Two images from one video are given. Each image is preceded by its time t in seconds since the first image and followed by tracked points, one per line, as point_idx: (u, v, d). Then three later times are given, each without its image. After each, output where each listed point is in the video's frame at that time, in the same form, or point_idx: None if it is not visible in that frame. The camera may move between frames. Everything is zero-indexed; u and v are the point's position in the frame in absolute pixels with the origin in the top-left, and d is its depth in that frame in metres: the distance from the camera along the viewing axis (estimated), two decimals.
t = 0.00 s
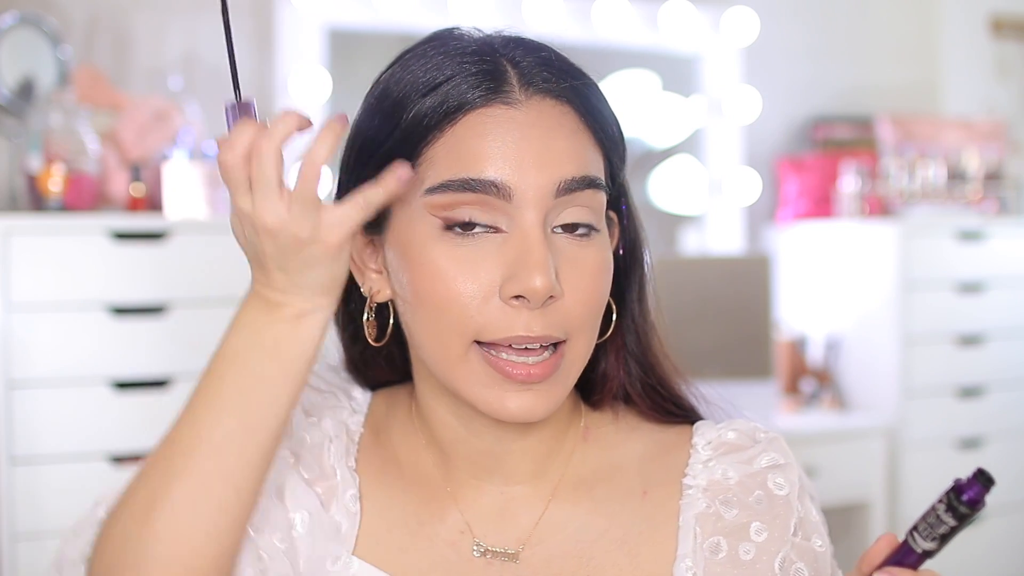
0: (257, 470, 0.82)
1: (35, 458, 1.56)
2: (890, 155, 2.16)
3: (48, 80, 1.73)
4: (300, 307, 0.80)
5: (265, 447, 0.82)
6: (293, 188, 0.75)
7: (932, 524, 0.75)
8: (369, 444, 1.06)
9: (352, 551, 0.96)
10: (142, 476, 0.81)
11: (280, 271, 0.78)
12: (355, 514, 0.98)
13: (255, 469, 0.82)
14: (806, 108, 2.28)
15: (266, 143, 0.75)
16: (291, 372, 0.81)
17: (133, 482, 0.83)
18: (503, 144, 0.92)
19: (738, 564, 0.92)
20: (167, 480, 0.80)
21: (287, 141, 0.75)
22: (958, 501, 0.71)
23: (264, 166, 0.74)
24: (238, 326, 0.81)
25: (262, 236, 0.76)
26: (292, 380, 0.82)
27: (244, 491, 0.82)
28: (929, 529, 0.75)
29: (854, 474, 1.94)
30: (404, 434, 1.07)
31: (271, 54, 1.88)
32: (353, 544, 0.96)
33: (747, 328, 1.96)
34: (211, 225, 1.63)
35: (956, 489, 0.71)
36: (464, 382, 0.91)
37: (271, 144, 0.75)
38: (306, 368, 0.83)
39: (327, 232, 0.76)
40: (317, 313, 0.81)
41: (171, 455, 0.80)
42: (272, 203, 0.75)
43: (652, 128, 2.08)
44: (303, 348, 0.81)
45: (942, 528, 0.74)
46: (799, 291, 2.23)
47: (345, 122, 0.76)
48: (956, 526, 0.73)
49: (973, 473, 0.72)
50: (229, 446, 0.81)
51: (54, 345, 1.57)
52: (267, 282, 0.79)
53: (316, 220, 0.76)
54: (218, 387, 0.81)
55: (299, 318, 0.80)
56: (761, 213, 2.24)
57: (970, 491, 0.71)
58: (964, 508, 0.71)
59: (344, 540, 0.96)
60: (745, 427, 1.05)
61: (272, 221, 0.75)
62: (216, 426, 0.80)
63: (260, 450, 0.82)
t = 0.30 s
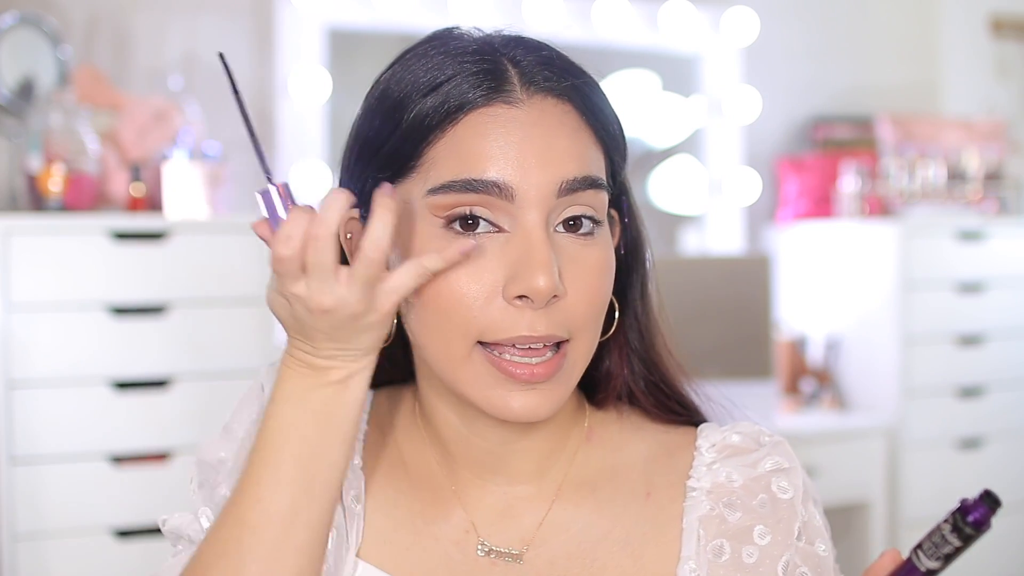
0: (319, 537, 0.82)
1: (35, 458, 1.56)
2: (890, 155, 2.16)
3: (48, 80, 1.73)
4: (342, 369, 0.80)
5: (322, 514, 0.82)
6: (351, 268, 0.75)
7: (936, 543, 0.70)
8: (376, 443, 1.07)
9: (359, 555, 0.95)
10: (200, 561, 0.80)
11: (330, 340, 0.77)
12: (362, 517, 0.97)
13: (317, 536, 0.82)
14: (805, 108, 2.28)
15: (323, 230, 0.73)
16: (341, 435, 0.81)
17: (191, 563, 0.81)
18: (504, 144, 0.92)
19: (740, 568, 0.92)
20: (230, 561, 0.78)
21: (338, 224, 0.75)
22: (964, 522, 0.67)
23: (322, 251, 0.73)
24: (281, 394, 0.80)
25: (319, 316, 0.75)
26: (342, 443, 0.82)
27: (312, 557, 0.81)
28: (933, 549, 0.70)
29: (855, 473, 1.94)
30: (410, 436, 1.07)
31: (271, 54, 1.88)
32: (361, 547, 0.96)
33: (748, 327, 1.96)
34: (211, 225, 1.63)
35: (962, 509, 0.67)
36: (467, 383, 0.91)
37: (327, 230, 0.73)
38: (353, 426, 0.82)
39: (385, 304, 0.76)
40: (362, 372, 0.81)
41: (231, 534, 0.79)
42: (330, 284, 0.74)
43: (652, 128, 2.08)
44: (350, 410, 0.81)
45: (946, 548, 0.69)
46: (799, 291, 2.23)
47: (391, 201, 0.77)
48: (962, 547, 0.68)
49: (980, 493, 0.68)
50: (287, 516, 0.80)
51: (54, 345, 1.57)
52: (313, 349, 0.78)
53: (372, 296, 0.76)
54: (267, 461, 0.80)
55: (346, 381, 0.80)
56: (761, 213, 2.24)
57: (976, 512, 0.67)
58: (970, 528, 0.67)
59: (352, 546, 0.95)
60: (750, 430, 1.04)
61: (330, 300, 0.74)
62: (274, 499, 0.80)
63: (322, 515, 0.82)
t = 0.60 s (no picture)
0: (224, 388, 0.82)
1: (35, 458, 1.55)
2: (890, 155, 2.16)
3: (48, 80, 1.73)
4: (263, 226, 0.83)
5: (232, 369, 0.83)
6: (249, 109, 0.78)
7: (931, 527, 0.77)
8: (375, 437, 1.07)
9: (347, 540, 0.96)
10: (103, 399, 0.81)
11: (245, 193, 0.81)
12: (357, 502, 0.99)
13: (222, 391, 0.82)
14: (805, 108, 2.28)
15: (222, 65, 0.77)
16: (255, 295, 0.83)
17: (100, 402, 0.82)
18: (506, 153, 0.92)
19: (735, 563, 0.92)
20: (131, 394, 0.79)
21: (243, 63, 0.79)
22: (958, 503, 0.73)
23: (220, 83, 0.77)
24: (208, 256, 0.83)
25: (221, 154, 0.79)
26: (256, 304, 0.83)
27: (215, 402, 0.82)
28: (930, 532, 0.77)
29: (855, 474, 1.94)
30: (405, 428, 1.07)
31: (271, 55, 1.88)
32: (349, 532, 0.97)
33: (747, 327, 1.96)
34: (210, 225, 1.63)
35: (956, 492, 0.73)
36: (466, 390, 0.91)
37: (227, 63, 0.78)
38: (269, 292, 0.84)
39: (285, 152, 0.79)
40: (282, 235, 0.83)
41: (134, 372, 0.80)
42: (229, 120, 0.78)
43: (652, 128, 2.07)
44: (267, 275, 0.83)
45: (941, 531, 0.76)
46: (799, 291, 2.23)
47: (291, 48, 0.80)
48: (955, 529, 0.75)
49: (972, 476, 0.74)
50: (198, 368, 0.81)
51: (54, 345, 1.57)
52: (231, 205, 0.82)
53: (273, 138, 0.79)
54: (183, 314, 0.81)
55: (265, 240, 0.83)
56: (761, 213, 2.24)
57: (970, 494, 0.73)
58: (962, 511, 0.73)
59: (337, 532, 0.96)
60: (743, 424, 1.04)
61: (231, 138, 0.78)
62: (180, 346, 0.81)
63: (227, 371, 0.82)
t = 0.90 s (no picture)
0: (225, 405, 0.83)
1: (35, 458, 1.55)
2: (890, 155, 2.16)
3: (48, 80, 1.73)
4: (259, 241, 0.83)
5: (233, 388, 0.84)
6: (246, 125, 0.78)
7: (921, 531, 0.76)
8: (371, 438, 1.06)
9: (348, 544, 0.96)
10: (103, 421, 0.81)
11: (244, 210, 0.82)
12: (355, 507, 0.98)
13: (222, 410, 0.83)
14: (805, 108, 2.28)
15: (219, 80, 0.78)
16: (254, 312, 0.84)
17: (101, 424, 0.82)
18: (499, 153, 0.92)
19: (733, 563, 0.92)
20: (134, 415, 0.80)
21: (241, 78, 0.79)
22: (946, 507, 0.73)
23: (217, 99, 0.78)
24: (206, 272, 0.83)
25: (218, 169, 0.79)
26: (254, 319, 0.84)
27: (215, 421, 0.83)
28: (920, 536, 0.77)
29: (855, 473, 1.94)
30: (401, 429, 1.06)
31: (271, 55, 1.88)
32: (350, 535, 0.97)
33: (746, 328, 1.95)
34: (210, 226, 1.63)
35: (945, 496, 0.73)
36: (457, 390, 0.92)
37: (225, 77, 0.78)
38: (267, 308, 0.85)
39: (283, 169, 0.80)
40: (280, 250, 0.84)
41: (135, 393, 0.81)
42: (226, 136, 0.78)
43: (652, 128, 2.07)
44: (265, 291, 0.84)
45: (931, 535, 0.76)
46: (799, 291, 2.23)
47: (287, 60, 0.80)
48: (945, 534, 0.74)
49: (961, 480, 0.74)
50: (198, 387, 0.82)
51: (54, 345, 1.57)
52: (227, 220, 0.82)
53: (270, 154, 0.79)
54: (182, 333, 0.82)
55: (262, 255, 0.84)
56: (761, 213, 2.24)
57: (959, 498, 0.72)
58: (952, 515, 0.73)
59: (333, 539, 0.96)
60: (742, 423, 1.04)
61: (228, 153, 0.78)
62: (179, 365, 0.82)
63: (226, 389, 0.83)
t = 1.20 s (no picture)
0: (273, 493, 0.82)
1: (34, 458, 1.56)
2: (890, 155, 2.16)
3: (48, 80, 1.73)
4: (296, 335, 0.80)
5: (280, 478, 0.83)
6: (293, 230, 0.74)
7: (918, 548, 0.71)
8: (368, 442, 1.07)
9: (348, 553, 0.95)
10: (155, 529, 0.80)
11: (284, 305, 0.78)
12: (353, 517, 0.98)
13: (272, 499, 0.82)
14: (805, 108, 2.28)
15: (263, 184, 0.74)
16: (300, 402, 0.82)
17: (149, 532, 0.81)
18: (501, 148, 0.92)
19: (732, 567, 0.92)
20: (186, 527, 0.79)
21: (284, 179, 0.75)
22: (945, 527, 0.68)
23: (262, 205, 0.74)
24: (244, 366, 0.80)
25: (266, 273, 0.76)
26: (300, 414, 0.82)
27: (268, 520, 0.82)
28: (916, 554, 0.71)
29: (855, 474, 1.94)
30: (401, 431, 1.07)
31: (271, 55, 1.88)
32: (351, 546, 0.96)
33: (745, 327, 1.95)
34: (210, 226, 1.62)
35: (943, 514, 0.68)
36: (453, 382, 0.92)
37: (268, 180, 0.74)
38: (313, 394, 0.83)
39: (330, 269, 0.76)
40: (322, 338, 0.81)
41: (185, 494, 0.80)
42: (272, 241, 0.74)
43: (652, 127, 2.07)
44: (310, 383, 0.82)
45: (929, 553, 0.70)
46: (799, 291, 2.23)
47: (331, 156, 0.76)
48: (944, 552, 0.69)
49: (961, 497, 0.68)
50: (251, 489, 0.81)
51: (54, 345, 1.57)
52: (267, 315, 0.79)
53: (317, 259, 0.76)
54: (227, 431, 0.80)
55: (304, 346, 0.81)
56: (761, 213, 2.24)
57: (958, 517, 0.67)
58: (951, 533, 0.68)
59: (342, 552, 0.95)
60: (742, 428, 1.05)
61: (273, 258, 0.75)
62: (228, 465, 0.81)
63: (275, 480, 0.82)
